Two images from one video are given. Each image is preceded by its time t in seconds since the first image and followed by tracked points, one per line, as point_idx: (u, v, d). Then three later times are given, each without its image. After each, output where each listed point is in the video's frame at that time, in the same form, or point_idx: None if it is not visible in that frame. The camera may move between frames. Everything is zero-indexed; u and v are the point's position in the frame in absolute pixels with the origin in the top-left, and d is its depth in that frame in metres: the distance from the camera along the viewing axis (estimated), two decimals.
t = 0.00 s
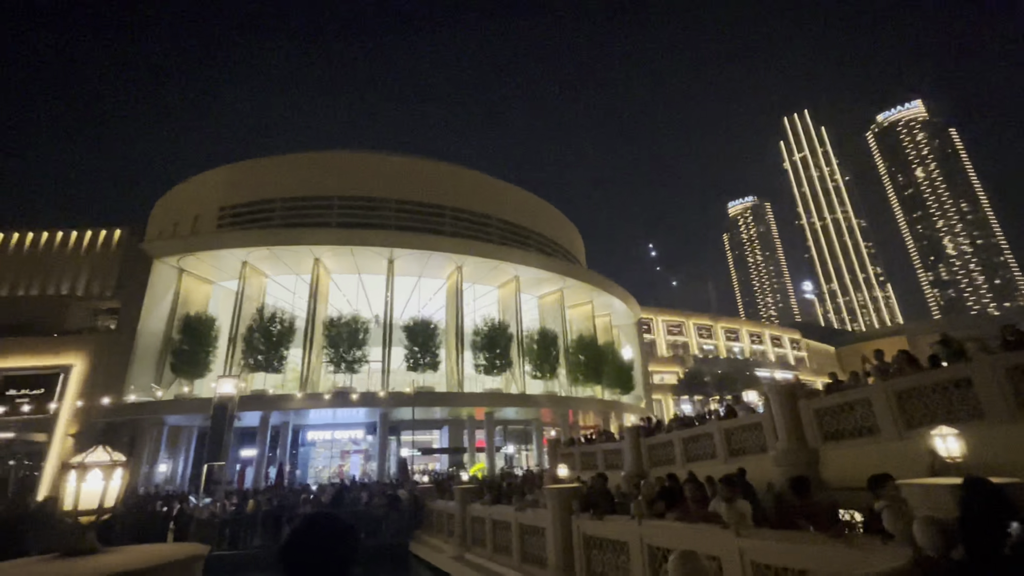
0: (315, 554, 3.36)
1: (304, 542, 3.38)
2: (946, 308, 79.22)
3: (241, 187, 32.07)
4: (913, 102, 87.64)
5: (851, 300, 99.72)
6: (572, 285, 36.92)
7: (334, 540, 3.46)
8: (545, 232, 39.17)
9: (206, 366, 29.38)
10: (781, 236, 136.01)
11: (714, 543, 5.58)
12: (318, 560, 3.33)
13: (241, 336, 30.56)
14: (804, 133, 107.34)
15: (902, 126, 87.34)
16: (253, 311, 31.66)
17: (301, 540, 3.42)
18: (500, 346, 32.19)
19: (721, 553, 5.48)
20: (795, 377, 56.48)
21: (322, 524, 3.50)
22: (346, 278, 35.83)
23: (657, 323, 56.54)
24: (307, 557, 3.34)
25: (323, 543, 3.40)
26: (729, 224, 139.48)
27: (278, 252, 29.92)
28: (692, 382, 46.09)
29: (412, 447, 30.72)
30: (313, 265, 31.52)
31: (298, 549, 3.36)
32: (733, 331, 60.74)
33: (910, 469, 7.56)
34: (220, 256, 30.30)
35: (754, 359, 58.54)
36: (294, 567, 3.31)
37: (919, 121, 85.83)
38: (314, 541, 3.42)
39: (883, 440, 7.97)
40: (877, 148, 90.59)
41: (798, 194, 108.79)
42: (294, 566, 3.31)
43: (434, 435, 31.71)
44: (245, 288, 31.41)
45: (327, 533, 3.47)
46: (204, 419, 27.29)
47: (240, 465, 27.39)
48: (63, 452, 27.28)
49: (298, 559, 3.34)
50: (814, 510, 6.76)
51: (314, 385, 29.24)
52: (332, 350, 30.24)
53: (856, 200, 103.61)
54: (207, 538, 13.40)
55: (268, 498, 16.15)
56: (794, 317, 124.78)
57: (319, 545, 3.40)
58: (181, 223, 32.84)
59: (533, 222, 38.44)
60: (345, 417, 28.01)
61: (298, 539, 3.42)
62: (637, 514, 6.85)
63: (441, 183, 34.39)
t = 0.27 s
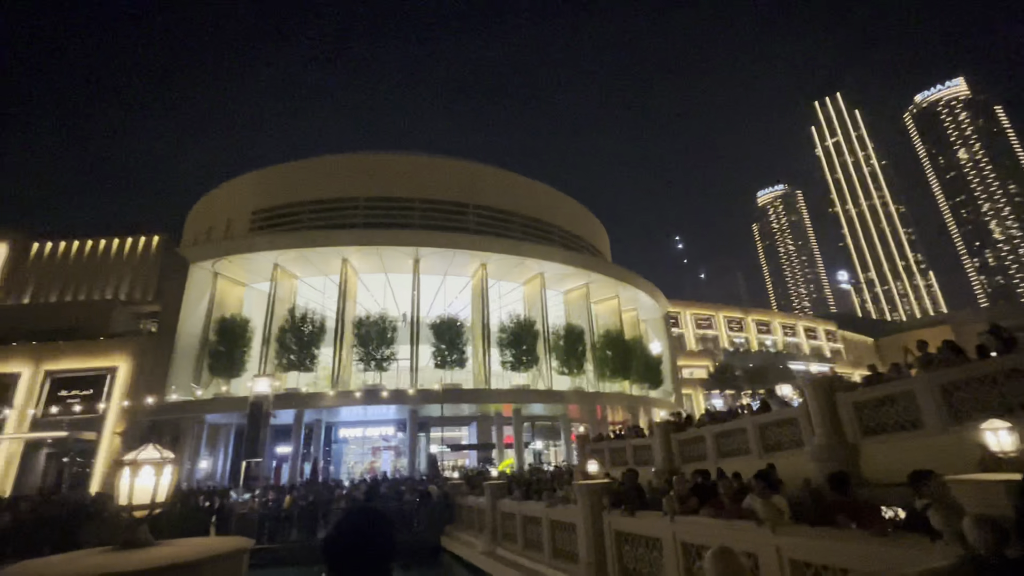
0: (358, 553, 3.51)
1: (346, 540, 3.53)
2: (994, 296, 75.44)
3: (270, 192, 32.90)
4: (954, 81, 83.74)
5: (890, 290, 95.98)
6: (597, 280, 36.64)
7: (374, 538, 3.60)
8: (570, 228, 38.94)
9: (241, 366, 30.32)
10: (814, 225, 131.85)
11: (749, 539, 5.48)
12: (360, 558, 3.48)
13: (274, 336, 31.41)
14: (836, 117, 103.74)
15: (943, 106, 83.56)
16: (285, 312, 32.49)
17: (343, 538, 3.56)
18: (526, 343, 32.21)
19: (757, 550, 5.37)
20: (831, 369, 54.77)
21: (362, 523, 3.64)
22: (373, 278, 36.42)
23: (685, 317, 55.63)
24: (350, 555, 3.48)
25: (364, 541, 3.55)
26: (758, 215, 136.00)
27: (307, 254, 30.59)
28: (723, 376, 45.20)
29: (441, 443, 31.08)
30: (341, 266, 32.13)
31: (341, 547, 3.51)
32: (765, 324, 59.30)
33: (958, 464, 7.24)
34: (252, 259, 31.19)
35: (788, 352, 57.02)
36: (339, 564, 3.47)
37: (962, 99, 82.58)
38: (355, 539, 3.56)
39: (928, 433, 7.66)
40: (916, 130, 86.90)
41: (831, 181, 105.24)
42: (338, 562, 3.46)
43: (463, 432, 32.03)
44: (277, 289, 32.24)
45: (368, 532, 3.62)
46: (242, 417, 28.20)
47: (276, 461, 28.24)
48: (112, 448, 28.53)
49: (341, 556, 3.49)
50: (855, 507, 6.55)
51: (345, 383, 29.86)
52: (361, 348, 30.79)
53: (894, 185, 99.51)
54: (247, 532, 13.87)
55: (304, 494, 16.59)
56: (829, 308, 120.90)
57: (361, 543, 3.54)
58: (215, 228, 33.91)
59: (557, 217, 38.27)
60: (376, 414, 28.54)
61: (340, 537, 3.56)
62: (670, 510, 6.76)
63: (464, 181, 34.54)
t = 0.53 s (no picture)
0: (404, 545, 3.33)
1: (391, 530, 3.37)
2: None
3: (299, 195, 33.65)
4: (999, 56, 79.59)
5: (932, 278, 91.98)
6: (623, 274, 36.25)
7: (421, 529, 3.44)
8: (594, 221, 38.56)
9: (275, 365, 31.17)
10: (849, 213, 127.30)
11: (788, 537, 5.34)
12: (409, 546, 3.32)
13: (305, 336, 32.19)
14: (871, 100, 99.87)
15: (987, 83, 79.57)
16: (316, 311, 33.24)
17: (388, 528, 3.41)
18: (552, 339, 32.13)
19: (796, 548, 5.24)
20: (870, 362, 52.87)
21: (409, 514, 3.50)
22: (400, 277, 36.94)
23: (715, 310, 54.50)
24: (395, 544, 3.32)
25: (410, 528, 3.39)
26: (790, 204, 132.13)
27: (335, 255, 31.19)
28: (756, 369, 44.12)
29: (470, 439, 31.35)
30: (369, 266, 32.65)
31: (386, 538, 3.35)
32: (799, 316, 57.65)
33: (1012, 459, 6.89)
34: (283, 261, 32.00)
35: (823, 344, 55.30)
36: (383, 554, 3.31)
37: (1009, 74, 78.27)
38: (400, 529, 3.40)
39: (977, 427, 7.32)
40: (958, 109, 82.98)
41: (866, 166, 101.43)
42: (386, 552, 3.32)
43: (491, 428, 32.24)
44: (307, 290, 33.01)
45: (413, 521, 3.47)
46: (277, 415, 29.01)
47: (310, 458, 29.00)
48: (157, 446, 29.74)
49: (386, 547, 3.33)
50: (899, 504, 6.30)
51: (375, 381, 30.38)
52: (390, 347, 31.26)
53: (934, 168, 95.24)
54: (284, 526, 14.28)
55: (338, 490, 16.98)
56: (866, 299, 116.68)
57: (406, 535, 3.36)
58: (246, 232, 34.89)
59: (582, 212, 37.95)
60: (405, 411, 28.97)
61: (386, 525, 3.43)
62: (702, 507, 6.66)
63: (487, 178, 34.58)
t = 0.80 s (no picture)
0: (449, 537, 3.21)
1: (435, 522, 3.24)
2: None
3: (327, 197, 34.34)
4: None
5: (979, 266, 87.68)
6: (650, 268, 35.76)
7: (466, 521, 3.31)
8: (620, 216, 38.12)
9: (307, 363, 31.96)
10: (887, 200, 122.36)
11: (828, 535, 5.19)
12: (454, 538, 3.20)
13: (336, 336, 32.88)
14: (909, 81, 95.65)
15: None
16: (345, 311, 33.90)
17: (434, 519, 3.30)
18: (579, 335, 31.96)
19: (837, 547, 5.08)
20: (913, 355, 50.75)
21: (453, 506, 3.38)
22: (426, 276, 37.32)
23: (746, 303, 53.27)
24: (440, 536, 3.21)
25: (454, 519, 3.27)
26: (823, 192, 127.84)
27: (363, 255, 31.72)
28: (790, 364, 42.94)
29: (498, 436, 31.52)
30: (395, 265, 33.10)
31: (431, 531, 3.23)
32: (835, 308, 55.81)
33: None
34: (313, 262, 32.73)
35: (862, 337, 53.40)
36: (429, 547, 3.20)
37: None
38: (445, 521, 3.28)
39: None
40: (1005, 87, 78.68)
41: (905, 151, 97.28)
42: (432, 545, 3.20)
43: (519, 424, 32.33)
44: (337, 290, 33.69)
45: (457, 512, 3.35)
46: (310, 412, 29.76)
47: (343, 454, 29.66)
48: (199, 442, 30.85)
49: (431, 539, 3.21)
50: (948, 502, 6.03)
51: (404, 378, 30.83)
52: (418, 344, 31.65)
53: (980, 150, 90.63)
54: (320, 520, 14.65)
55: (371, 485, 17.33)
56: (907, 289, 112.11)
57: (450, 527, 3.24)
58: (277, 234, 35.80)
59: (607, 206, 37.55)
60: (434, 408, 29.30)
61: (431, 516, 3.32)
62: (738, 504, 6.53)
63: (511, 175, 34.56)
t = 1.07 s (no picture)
0: (488, 533, 3.23)
1: (475, 518, 3.27)
2: None
3: (355, 198, 34.96)
4: None
5: None
6: (679, 262, 35.17)
7: (505, 517, 3.33)
8: (647, 209, 37.57)
9: (339, 362, 32.66)
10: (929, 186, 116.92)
11: (872, 534, 5.00)
12: (493, 534, 3.22)
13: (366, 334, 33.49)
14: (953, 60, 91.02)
15: None
16: (375, 310, 34.46)
17: (473, 515, 3.32)
18: (607, 330, 31.68)
19: (882, 546, 4.91)
20: (960, 347, 48.44)
21: (491, 502, 3.40)
22: (453, 274, 37.63)
23: (780, 296, 51.80)
24: (480, 531, 3.23)
25: (494, 513, 3.30)
26: (861, 180, 123.07)
27: (391, 255, 32.20)
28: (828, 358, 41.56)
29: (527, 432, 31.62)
30: (423, 264, 33.49)
31: (472, 526, 3.25)
32: (875, 300, 53.73)
33: None
34: (342, 263, 33.39)
35: (904, 329, 51.25)
36: (469, 543, 3.22)
37: None
38: (484, 516, 3.31)
39: None
40: None
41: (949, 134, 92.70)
42: (472, 539, 3.23)
43: (548, 421, 32.28)
44: (366, 290, 34.30)
45: (495, 507, 3.38)
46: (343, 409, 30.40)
47: (375, 450, 30.26)
48: (238, 439, 31.88)
49: (472, 535, 3.24)
50: (1003, 500, 5.74)
51: (433, 376, 31.21)
52: (447, 342, 31.98)
53: None
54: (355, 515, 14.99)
55: (403, 480, 17.61)
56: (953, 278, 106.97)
57: (489, 522, 3.26)
58: (308, 236, 36.65)
59: (634, 200, 37.04)
60: (463, 405, 29.55)
61: (470, 511, 3.35)
62: (774, 502, 6.37)
63: (536, 172, 34.48)
